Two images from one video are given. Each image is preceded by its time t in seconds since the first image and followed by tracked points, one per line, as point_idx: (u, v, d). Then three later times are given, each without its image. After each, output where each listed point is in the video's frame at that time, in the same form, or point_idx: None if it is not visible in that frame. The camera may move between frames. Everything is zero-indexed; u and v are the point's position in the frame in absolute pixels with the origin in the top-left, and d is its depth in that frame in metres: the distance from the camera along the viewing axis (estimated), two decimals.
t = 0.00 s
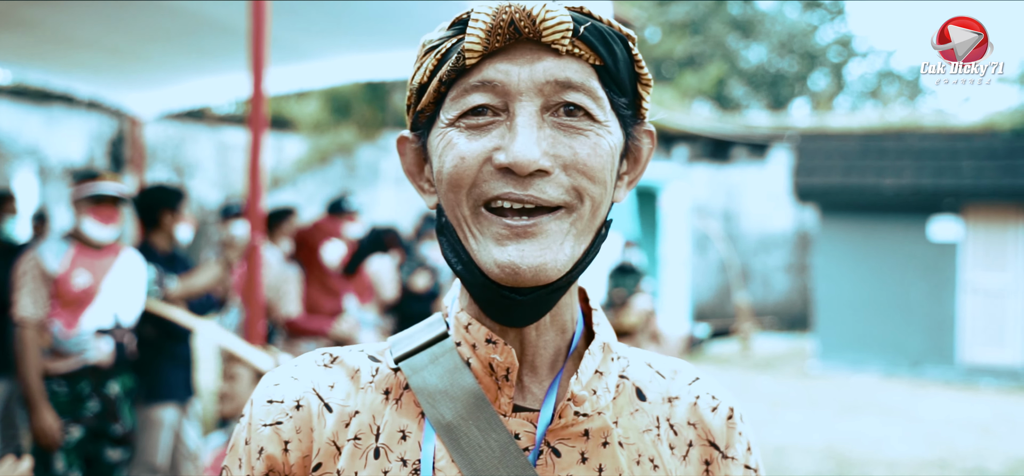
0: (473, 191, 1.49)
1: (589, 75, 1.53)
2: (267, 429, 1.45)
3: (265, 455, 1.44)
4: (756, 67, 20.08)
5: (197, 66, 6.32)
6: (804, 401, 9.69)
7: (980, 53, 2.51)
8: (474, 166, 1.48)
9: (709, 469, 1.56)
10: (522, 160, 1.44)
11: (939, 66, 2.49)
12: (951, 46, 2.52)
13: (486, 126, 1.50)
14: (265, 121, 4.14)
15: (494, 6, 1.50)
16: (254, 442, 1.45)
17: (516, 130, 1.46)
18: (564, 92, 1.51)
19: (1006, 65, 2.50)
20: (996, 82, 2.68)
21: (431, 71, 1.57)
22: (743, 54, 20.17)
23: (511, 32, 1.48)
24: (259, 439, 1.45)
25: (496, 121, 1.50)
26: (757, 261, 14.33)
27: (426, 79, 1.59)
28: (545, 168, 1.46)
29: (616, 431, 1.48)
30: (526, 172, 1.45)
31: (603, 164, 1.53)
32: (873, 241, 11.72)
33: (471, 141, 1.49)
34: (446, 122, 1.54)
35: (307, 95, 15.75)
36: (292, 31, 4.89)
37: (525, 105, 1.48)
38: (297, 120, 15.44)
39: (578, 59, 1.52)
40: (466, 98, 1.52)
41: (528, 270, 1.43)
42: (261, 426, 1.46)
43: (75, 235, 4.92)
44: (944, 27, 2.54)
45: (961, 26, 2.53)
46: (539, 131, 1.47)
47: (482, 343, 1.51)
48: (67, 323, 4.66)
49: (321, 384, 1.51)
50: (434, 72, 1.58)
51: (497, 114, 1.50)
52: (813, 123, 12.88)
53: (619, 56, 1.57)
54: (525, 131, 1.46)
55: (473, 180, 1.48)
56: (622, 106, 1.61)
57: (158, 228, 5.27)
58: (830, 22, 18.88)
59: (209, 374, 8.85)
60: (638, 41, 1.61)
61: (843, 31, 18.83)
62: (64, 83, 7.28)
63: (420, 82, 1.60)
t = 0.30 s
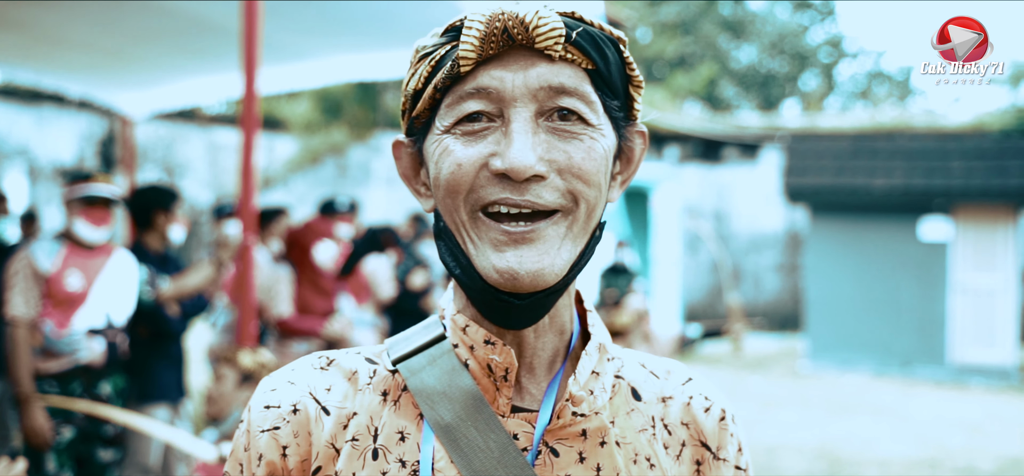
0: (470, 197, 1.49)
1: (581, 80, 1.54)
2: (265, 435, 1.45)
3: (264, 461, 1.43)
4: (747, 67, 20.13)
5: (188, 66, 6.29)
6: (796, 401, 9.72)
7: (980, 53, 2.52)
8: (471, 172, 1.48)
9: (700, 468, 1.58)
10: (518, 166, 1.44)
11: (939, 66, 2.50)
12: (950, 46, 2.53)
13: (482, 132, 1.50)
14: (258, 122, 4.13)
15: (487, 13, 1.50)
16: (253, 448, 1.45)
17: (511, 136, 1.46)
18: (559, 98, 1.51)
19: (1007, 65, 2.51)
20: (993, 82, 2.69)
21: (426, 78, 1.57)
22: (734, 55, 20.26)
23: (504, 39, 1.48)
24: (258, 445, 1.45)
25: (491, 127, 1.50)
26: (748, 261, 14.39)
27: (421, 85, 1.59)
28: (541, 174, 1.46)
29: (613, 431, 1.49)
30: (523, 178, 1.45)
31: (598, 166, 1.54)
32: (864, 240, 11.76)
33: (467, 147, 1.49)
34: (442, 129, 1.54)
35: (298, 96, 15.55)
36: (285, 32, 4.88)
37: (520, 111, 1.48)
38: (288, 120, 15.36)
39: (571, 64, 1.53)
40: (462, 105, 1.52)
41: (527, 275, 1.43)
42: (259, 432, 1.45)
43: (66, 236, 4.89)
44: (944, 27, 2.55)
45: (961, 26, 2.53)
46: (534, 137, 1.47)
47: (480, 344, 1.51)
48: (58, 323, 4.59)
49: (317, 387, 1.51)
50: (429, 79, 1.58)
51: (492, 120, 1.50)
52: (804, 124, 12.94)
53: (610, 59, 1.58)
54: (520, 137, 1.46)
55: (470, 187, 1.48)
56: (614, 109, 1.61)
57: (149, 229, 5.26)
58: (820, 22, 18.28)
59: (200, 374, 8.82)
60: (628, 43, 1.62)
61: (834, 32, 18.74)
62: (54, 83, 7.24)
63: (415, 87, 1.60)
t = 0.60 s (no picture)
0: (465, 202, 1.50)
1: (574, 82, 1.56)
2: (259, 431, 1.47)
3: (259, 457, 1.45)
4: (739, 68, 20.31)
5: (181, 65, 6.28)
6: (787, 401, 9.76)
7: (980, 53, 2.57)
8: (466, 177, 1.50)
9: (692, 464, 1.60)
10: (512, 171, 1.46)
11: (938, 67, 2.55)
12: (951, 46, 2.58)
13: (475, 136, 1.52)
14: (249, 121, 4.15)
15: (480, 16, 1.52)
16: (247, 444, 1.47)
17: (505, 140, 1.48)
18: (551, 100, 1.53)
19: (1006, 65, 2.55)
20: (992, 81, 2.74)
21: (417, 79, 1.59)
22: (727, 55, 20.44)
23: (497, 42, 1.50)
24: (252, 441, 1.46)
25: (484, 130, 1.52)
26: (739, 261, 14.43)
27: (412, 85, 1.60)
28: (534, 178, 1.48)
29: (604, 427, 1.51)
30: (516, 183, 1.47)
31: (590, 170, 1.56)
32: (855, 240, 11.81)
33: (461, 151, 1.51)
34: (435, 132, 1.56)
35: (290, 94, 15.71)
36: (280, 32, 4.89)
37: (513, 115, 1.50)
38: (281, 121, 15.30)
39: (563, 66, 1.55)
40: (454, 108, 1.54)
41: (518, 275, 1.45)
42: (253, 427, 1.47)
43: (60, 236, 4.90)
44: (945, 27, 2.60)
45: (961, 26, 2.58)
46: (527, 140, 1.50)
47: (472, 342, 1.54)
48: (52, 323, 4.64)
49: (311, 384, 1.53)
50: (420, 80, 1.60)
51: (485, 123, 1.52)
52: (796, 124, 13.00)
53: (603, 60, 1.60)
54: (513, 141, 1.48)
55: (466, 192, 1.50)
56: (605, 109, 1.64)
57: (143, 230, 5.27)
58: (812, 23, 17.96)
59: (193, 374, 8.83)
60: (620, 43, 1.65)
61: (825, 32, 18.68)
62: (46, 83, 7.22)
63: (406, 88, 1.61)
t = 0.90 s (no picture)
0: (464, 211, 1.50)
1: (564, 83, 1.57)
2: (258, 429, 1.47)
3: (257, 454, 1.45)
4: (733, 68, 20.35)
5: (176, 66, 6.27)
6: (782, 401, 9.78)
7: (980, 53, 2.57)
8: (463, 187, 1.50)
9: (689, 461, 1.61)
10: (508, 177, 1.45)
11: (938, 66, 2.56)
12: (950, 46, 2.58)
13: (468, 143, 1.52)
14: (245, 121, 4.12)
15: (466, 23, 1.52)
16: (246, 441, 1.46)
17: (498, 145, 1.48)
18: (542, 103, 1.54)
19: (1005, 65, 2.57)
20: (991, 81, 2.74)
21: (408, 87, 1.61)
22: (720, 55, 20.33)
23: (485, 49, 1.51)
24: (251, 438, 1.46)
25: (477, 137, 1.52)
26: (734, 261, 14.43)
27: (404, 94, 1.62)
28: (529, 182, 1.47)
29: (602, 424, 1.52)
30: (512, 188, 1.46)
31: (584, 170, 1.57)
32: (848, 241, 11.86)
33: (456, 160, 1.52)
34: (428, 140, 1.56)
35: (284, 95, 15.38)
36: (275, 33, 4.89)
37: (505, 119, 1.51)
38: (274, 121, 15.22)
39: (553, 68, 1.56)
40: (447, 115, 1.54)
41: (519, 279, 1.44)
42: (252, 425, 1.47)
43: (56, 236, 4.93)
44: (944, 27, 2.60)
45: (961, 26, 2.58)
46: (520, 144, 1.50)
47: (473, 340, 1.54)
48: (48, 323, 4.60)
49: (309, 382, 1.54)
50: (411, 88, 1.61)
51: (477, 129, 1.53)
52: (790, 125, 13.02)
53: (592, 59, 1.61)
54: (508, 146, 1.48)
55: (465, 202, 1.50)
56: (597, 108, 1.65)
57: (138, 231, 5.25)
58: (806, 23, 18.39)
59: (188, 374, 8.81)
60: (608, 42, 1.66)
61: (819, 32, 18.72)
62: (40, 83, 7.21)
63: (398, 98, 1.63)
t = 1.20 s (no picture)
0: (457, 211, 1.53)
1: (558, 85, 1.57)
2: (256, 427, 1.48)
3: (256, 452, 1.46)
4: (731, 67, 20.06)
5: (174, 65, 6.27)
6: (779, 401, 9.80)
7: (980, 53, 2.59)
8: (457, 187, 1.52)
9: (686, 456, 1.62)
10: (502, 179, 1.48)
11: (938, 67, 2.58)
12: (950, 46, 2.60)
13: (463, 144, 1.53)
14: (243, 122, 4.10)
15: (462, 25, 1.53)
16: (244, 440, 1.48)
17: (493, 147, 1.50)
18: (537, 105, 1.55)
19: (1005, 64, 2.58)
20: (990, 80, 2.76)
21: (401, 89, 1.61)
22: (717, 55, 20.27)
23: (480, 52, 1.51)
24: (249, 437, 1.48)
25: (471, 139, 1.53)
26: (731, 261, 14.44)
27: (396, 95, 1.62)
28: (524, 184, 1.50)
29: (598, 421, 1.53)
30: (507, 190, 1.49)
31: (577, 171, 1.58)
32: (846, 240, 11.88)
33: (450, 161, 1.53)
34: (422, 141, 1.57)
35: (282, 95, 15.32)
36: (274, 33, 4.89)
37: (500, 122, 1.52)
38: (272, 121, 15.05)
39: (547, 70, 1.56)
40: (442, 118, 1.55)
41: (515, 282, 1.49)
42: (250, 424, 1.48)
43: (57, 236, 4.95)
44: (944, 27, 2.61)
45: (961, 26, 2.60)
46: (515, 146, 1.52)
47: (467, 337, 1.55)
48: (51, 321, 4.61)
49: (308, 382, 1.55)
50: (404, 90, 1.61)
51: (472, 131, 1.54)
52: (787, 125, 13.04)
53: (585, 60, 1.62)
54: (503, 148, 1.50)
55: (457, 201, 1.53)
56: (590, 108, 1.65)
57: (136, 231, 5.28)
58: (805, 23, 18.80)
59: (186, 374, 8.82)
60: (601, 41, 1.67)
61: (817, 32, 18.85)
62: (37, 83, 7.22)
63: (390, 99, 1.63)
